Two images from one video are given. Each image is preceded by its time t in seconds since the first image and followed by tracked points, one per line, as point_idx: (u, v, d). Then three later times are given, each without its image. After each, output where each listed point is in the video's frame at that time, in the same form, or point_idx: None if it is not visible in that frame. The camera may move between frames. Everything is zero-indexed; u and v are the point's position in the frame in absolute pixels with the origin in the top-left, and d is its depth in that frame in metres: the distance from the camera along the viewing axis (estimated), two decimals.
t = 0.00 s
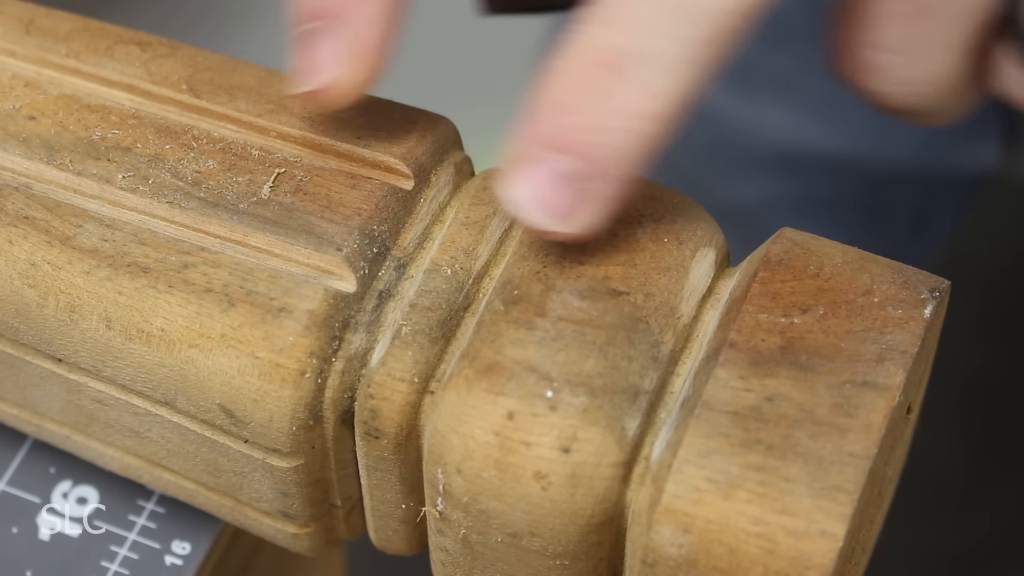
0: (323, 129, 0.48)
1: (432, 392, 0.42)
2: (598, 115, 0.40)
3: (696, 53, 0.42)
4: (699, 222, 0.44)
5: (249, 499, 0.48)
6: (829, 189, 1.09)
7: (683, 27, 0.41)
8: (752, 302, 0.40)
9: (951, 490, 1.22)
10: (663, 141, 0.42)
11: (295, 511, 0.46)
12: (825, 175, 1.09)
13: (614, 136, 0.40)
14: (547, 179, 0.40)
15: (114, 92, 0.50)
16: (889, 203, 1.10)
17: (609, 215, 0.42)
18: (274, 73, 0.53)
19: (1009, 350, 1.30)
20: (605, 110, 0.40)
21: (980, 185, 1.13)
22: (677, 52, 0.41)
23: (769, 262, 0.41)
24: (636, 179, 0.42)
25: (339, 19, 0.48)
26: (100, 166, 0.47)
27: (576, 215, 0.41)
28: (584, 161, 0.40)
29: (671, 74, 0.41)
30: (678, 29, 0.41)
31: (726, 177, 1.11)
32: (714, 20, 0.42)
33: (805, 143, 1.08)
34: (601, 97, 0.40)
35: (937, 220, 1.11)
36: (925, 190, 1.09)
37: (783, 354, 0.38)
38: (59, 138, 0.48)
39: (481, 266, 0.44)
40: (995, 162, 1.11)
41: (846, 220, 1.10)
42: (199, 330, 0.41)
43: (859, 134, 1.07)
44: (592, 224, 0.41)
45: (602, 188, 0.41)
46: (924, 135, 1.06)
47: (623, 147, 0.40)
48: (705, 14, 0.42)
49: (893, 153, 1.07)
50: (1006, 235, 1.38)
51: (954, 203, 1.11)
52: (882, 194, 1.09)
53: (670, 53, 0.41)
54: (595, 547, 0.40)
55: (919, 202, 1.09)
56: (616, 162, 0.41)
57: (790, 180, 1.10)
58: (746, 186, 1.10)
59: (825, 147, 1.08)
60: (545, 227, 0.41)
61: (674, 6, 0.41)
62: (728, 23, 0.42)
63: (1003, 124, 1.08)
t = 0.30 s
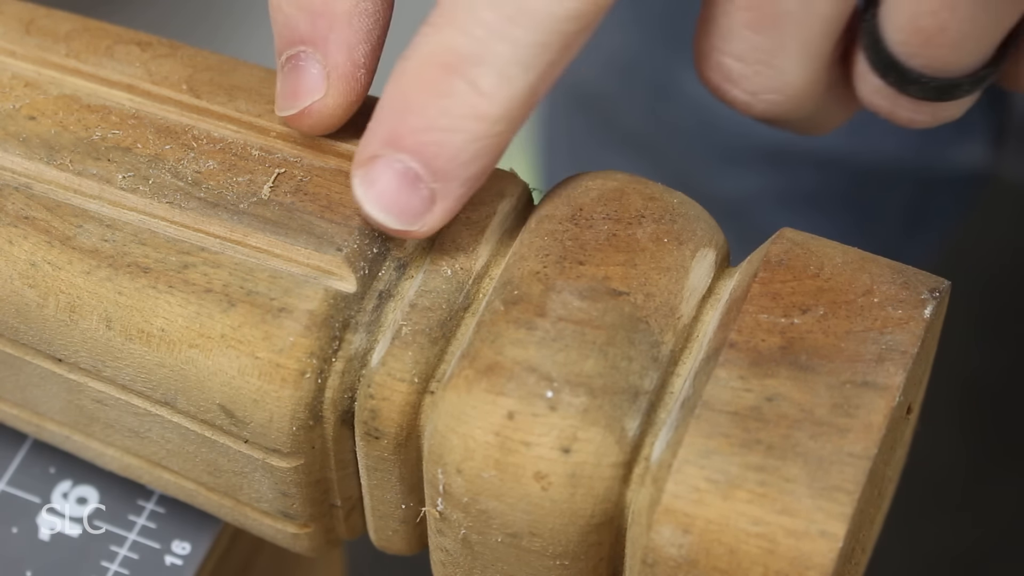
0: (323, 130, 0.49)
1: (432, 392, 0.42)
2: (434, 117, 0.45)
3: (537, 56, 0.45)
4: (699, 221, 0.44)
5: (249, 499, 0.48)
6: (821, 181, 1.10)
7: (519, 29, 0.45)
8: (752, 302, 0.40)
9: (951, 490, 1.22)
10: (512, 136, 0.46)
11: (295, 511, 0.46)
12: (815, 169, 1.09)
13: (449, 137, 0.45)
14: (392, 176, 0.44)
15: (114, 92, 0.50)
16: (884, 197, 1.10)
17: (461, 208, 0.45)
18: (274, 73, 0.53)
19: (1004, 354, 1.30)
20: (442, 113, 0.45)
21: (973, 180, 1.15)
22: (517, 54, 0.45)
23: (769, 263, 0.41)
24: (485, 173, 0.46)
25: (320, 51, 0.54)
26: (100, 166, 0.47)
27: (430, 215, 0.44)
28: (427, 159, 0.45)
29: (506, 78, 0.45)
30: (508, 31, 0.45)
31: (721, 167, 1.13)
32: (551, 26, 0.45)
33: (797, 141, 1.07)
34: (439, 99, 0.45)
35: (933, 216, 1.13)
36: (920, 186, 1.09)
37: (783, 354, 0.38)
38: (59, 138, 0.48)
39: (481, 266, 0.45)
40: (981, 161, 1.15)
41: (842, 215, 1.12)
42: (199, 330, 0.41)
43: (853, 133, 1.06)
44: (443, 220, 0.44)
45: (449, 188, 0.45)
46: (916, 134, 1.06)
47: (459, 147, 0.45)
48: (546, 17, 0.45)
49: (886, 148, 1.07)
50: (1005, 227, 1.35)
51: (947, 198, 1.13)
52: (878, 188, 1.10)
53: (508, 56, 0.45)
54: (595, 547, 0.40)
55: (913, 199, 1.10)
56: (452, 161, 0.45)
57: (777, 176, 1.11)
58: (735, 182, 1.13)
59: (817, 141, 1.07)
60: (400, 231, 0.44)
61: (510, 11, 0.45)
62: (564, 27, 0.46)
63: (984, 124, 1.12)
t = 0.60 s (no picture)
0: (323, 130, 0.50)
1: (431, 392, 0.42)
2: (380, 119, 0.45)
3: (484, 54, 0.45)
4: (699, 222, 0.44)
5: (249, 499, 0.48)
6: (819, 180, 1.11)
7: (463, 28, 0.45)
8: (752, 302, 0.40)
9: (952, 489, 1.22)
10: (464, 136, 0.46)
11: (295, 511, 0.46)
12: (812, 168, 1.10)
13: (395, 137, 0.45)
14: (341, 181, 0.44)
15: (114, 92, 0.50)
16: (883, 197, 1.11)
17: (413, 211, 0.45)
18: (274, 73, 0.53)
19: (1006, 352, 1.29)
20: (388, 114, 0.45)
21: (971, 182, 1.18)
22: (462, 54, 0.45)
23: (769, 263, 0.41)
24: (438, 175, 0.46)
25: (321, 28, 0.55)
26: (100, 166, 0.47)
27: (379, 217, 0.44)
28: (375, 161, 0.45)
29: (451, 77, 0.45)
30: (452, 29, 0.45)
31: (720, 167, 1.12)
32: (498, 24, 0.45)
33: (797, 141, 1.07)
34: (383, 101, 0.45)
35: (930, 214, 1.14)
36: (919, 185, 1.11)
37: (783, 354, 0.38)
38: (59, 138, 0.48)
39: (481, 266, 0.45)
40: (978, 163, 1.17)
41: (841, 214, 1.11)
42: (199, 330, 0.41)
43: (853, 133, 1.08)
44: (393, 223, 0.44)
45: (398, 190, 0.44)
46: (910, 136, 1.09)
47: (406, 148, 0.45)
48: (492, 15, 0.45)
49: (885, 150, 1.08)
50: (1002, 223, 1.38)
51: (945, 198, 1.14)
52: (878, 189, 1.11)
53: (452, 55, 0.45)
54: (595, 547, 0.40)
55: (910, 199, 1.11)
56: (400, 163, 0.44)
57: (775, 176, 1.11)
58: (730, 182, 1.12)
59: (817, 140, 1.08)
60: (350, 234, 0.43)
61: (454, 9, 0.45)
62: (514, 24, 0.45)
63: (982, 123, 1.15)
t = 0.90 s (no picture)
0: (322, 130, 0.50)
1: (432, 392, 0.42)
2: (375, 118, 0.43)
3: (480, 54, 0.44)
4: (699, 222, 0.44)
5: (249, 499, 0.48)
6: (816, 180, 1.10)
7: (455, 28, 0.43)
8: (752, 302, 0.40)
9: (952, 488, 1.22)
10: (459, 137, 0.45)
11: (295, 511, 0.46)
12: (812, 169, 1.09)
13: (390, 137, 0.43)
14: (335, 178, 0.44)
15: (114, 92, 0.50)
16: (883, 199, 1.10)
17: (406, 209, 0.44)
18: (274, 72, 0.53)
19: (1006, 353, 1.29)
20: (382, 114, 0.43)
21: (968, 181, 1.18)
22: (455, 53, 0.43)
23: (769, 263, 0.41)
24: (433, 174, 0.44)
25: (317, 32, 0.56)
26: (100, 166, 0.47)
27: (373, 216, 0.43)
28: (370, 160, 0.44)
29: (445, 77, 0.43)
30: (446, 29, 0.43)
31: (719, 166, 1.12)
32: (494, 23, 0.43)
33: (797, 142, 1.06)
34: (381, 99, 0.43)
35: (929, 215, 1.14)
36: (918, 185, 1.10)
37: (783, 354, 0.38)
38: (59, 138, 0.48)
39: (481, 266, 0.45)
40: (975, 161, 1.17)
41: (840, 214, 1.12)
42: (199, 330, 0.41)
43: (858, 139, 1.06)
44: (388, 222, 0.44)
45: (392, 190, 0.43)
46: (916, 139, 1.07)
47: (399, 148, 0.43)
48: (488, 14, 0.43)
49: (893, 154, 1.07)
50: (1000, 223, 1.39)
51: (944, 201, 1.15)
52: (877, 190, 1.10)
53: (446, 56, 0.43)
54: (595, 547, 0.40)
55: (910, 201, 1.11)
56: (396, 162, 0.43)
57: (773, 175, 1.11)
58: (727, 181, 1.13)
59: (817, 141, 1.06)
60: (343, 231, 0.44)
61: (451, 10, 0.43)
62: (508, 24, 0.44)
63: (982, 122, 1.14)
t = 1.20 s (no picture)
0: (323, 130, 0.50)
1: (432, 392, 0.42)
2: (351, 107, 0.45)
3: (457, 44, 0.45)
4: (699, 222, 0.44)
5: (249, 499, 0.48)
6: (814, 177, 1.10)
7: (436, 18, 0.44)
8: (752, 302, 0.40)
9: (951, 489, 1.21)
10: (438, 125, 0.46)
11: (295, 511, 0.46)
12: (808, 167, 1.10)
13: (368, 126, 0.44)
14: (315, 169, 0.45)
15: (113, 92, 0.50)
16: (879, 196, 1.11)
17: (389, 197, 0.45)
18: (274, 72, 0.53)
19: (1004, 351, 1.30)
20: (359, 103, 0.45)
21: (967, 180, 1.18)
22: (434, 43, 0.44)
23: (769, 263, 0.41)
24: (414, 162, 0.45)
25: (317, 29, 0.56)
26: (100, 166, 0.47)
27: (351, 206, 0.44)
28: (347, 150, 0.45)
29: (424, 67, 0.45)
30: (426, 19, 0.44)
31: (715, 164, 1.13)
32: (471, 13, 0.44)
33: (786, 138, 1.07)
34: (356, 89, 0.45)
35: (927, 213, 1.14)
36: (915, 184, 1.11)
37: (783, 354, 0.38)
38: (59, 138, 0.48)
39: (481, 266, 0.45)
40: (972, 159, 1.17)
41: (838, 213, 1.12)
42: (199, 330, 0.41)
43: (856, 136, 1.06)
44: (365, 211, 0.44)
45: (370, 178, 0.44)
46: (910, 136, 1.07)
47: (377, 137, 0.44)
48: (465, 4, 0.44)
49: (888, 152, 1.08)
50: (998, 225, 1.40)
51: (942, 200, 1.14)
52: (874, 188, 1.10)
53: (426, 45, 0.44)
54: (595, 547, 0.40)
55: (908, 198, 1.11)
56: (372, 151, 0.44)
57: (768, 172, 1.11)
58: (724, 178, 1.13)
59: (813, 140, 1.07)
60: (321, 222, 0.44)
61: None
62: (487, 12, 0.45)
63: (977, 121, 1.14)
